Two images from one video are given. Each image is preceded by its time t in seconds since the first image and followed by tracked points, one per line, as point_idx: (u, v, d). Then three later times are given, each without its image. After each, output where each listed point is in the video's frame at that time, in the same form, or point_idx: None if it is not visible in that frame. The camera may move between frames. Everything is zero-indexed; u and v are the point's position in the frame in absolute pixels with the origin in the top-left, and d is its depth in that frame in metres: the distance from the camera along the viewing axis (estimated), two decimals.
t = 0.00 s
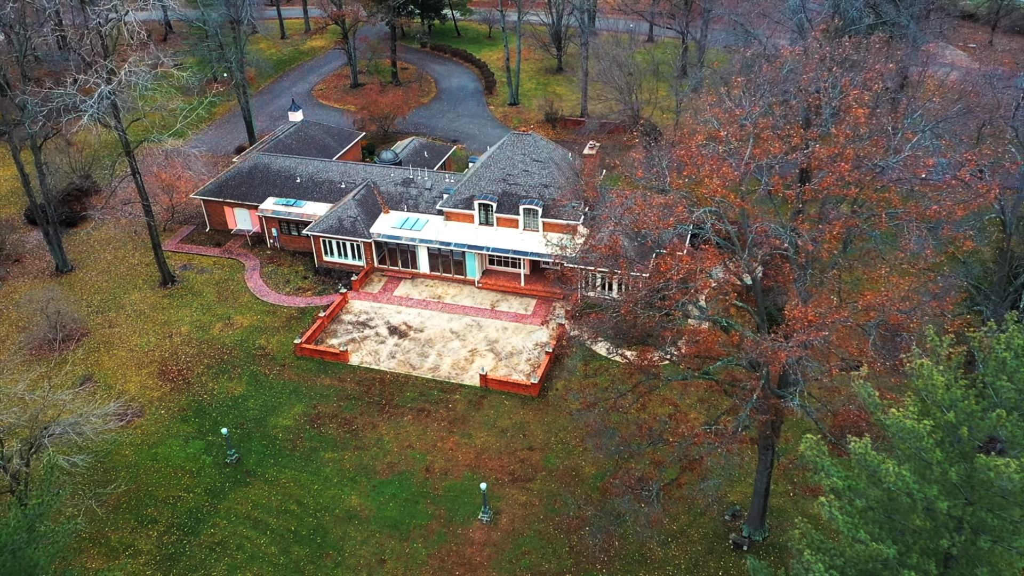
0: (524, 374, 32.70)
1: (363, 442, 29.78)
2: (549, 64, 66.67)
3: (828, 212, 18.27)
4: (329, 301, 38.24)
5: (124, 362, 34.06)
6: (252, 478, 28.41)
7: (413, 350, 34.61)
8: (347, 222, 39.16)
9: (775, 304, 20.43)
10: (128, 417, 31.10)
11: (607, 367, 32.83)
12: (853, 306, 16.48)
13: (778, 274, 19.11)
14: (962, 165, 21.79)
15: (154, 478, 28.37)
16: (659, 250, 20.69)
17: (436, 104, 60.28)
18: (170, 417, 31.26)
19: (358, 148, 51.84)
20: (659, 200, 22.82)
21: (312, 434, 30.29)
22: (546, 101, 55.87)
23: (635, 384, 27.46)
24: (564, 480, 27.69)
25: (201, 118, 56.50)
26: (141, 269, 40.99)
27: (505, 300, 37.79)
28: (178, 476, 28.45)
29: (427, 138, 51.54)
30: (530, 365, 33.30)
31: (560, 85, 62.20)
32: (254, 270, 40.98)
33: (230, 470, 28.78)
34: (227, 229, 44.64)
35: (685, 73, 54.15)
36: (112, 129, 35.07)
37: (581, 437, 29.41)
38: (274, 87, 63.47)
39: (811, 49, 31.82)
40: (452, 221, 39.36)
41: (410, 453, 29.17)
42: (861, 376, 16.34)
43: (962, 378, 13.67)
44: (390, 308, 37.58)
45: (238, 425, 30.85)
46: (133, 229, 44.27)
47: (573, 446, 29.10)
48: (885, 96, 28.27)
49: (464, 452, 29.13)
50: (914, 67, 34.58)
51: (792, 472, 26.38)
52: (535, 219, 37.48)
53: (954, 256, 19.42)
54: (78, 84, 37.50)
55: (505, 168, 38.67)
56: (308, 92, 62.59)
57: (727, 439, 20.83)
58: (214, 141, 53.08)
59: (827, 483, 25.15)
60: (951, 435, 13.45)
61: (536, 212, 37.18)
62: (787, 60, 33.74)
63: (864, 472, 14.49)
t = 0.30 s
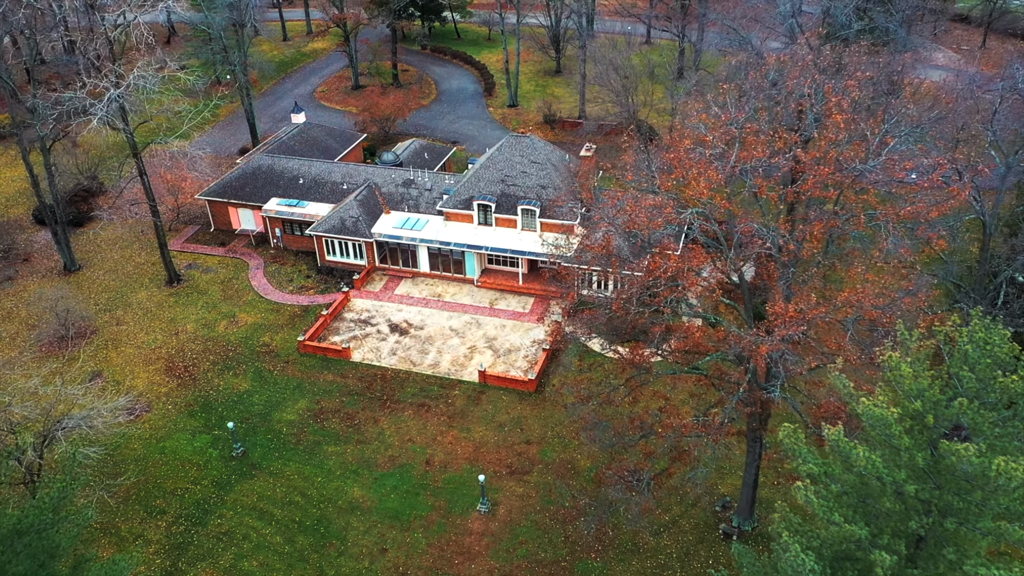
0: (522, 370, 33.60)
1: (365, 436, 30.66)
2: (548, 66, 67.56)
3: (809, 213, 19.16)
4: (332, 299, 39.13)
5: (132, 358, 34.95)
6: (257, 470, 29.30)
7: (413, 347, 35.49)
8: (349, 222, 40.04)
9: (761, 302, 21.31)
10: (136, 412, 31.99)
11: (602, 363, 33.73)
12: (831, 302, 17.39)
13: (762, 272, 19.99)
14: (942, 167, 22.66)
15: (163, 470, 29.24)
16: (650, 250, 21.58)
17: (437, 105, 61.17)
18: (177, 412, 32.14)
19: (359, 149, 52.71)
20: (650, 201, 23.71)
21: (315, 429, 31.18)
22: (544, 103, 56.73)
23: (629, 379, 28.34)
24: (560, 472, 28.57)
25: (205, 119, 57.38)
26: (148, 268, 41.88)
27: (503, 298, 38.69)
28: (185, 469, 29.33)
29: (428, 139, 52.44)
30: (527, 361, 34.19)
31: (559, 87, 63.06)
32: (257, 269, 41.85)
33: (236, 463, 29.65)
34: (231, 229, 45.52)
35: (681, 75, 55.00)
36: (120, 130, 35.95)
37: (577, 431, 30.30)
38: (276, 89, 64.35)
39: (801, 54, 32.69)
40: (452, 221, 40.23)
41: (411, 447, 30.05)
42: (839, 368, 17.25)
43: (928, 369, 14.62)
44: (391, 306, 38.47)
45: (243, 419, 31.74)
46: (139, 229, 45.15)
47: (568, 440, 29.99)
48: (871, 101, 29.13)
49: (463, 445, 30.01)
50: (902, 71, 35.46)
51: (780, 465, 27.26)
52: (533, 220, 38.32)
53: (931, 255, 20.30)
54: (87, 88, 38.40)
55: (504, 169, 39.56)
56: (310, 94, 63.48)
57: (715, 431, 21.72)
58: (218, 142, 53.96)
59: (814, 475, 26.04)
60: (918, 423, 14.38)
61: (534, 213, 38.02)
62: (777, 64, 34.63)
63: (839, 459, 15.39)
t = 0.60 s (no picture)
0: (520, 366, 34.49)
1: (367, 430, 31.54)
2: (546, 68, 68.44)
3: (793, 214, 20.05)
4: (335, 297, 40.01)
5: (140, 355, 35.83)
6: (263, 463, 30.18)
7: (414, 344, 36.37)
8: (351, 222, 40.92)
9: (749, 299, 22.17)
10: (145, 407, 32.88)
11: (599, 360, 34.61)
12: (813, 299, 18.26)
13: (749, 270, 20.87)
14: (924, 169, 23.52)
15: (171, 463, 30.12)
16: (642, 249, 22.46)
17: (437, 107, 62.05)
18: (184, 407, 33.03)
19: (361, 150, 53.61)
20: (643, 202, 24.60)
21: (319, 423, 32.07)
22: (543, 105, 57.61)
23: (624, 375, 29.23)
24: (557, 465, 29.46)
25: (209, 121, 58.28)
26: (154, 267, 42.76)
27: (502, 296, 39.59)
28: (193, 462, 30.21)
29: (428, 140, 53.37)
30: (525, 358, 35.09)
31: (557, 89, 63.93)
32: (262, 268, 42.75)
33: (242, 456, 30.55)
34: (236, 229, 46.40)
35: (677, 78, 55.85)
36: (128, 133, 36.83)
37: (573, 426, 31.17)
38: (279, 91, 65.26)
39: (791, 58, 33.57)
40: (452, 221, 41.09)
41: (412, 441, 30.93)
42: (820, 362, 18.15)
43: (899, 361, 15.59)
44: (393, 304, 39.35)
45: (249, 414, 32.64)
46: (146, 229, 46.04)
47: (565, 433, 30.88)
48: (859, 104, 30.01)
49: (463, 439, 30.90)
50: (891, 75, 36.32)
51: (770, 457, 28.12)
52: (531, 220, 39.16)
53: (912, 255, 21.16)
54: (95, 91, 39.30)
55: (502, 170, 40.93)
56: (312, 95, 64.38)
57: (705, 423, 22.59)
58: (222, 143, 54.84)
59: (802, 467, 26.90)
60: (890, 412, 15.32)
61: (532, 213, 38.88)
62: (769, 68, 35.53)
63: (818, 446, 16.29)
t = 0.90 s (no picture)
0: (519, 362, 35.42)
1: (370, 424, 32.45)
2: (545, 70, 69.34)
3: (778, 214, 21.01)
4: (338, 295, 40.92)
5: (148, 352, 36.74)
6: (269, 456, 31.09)
7: (416, 340, 37.27)
8: (354, 222, 41.83)
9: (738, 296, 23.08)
10: (153, 401, 33.78)
11: (596, 356, 35.56)
12: (796, 296, 19.19)
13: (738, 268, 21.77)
14: (908, 171, 24.38)
15: (179, 456, 31.01)
16: (636, 248, 23.36)
17: (437, 109, 62.92)
18: (192, 402, 33.93)
19: (363, 151, 54.54)
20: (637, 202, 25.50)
21: (323, 417, 32.97)
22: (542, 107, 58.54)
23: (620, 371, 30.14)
24: (554, 457, 30.35)
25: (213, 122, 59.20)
26: (161, 266, 43.66)
27: (502, 294, 40.52)
28: (201, 455, 31.11)
29: (429, 141, 54.32)
30: (524, 354, 36.02)
31: (556, 91, 64.81)
32: (266, 267, 43.66)
33: (249, 449, 31.44)
34: (240, 228, 47.29)
35: (674, 80, 56.74)
36: (137, 135, 37.78)
37: (570, 420, 32.07)
38: (282, 92, 66.17)
39: (783, 62, 34.51)
40: (452, 221, 41.98)
41: (413, 434, 31.85)
42: (803, 355, 19.07)
43: (874, 354, 16.53)
44: (394, 302, 40.26)
45: (255, 409, 33.54)
46: (152, 229, 46.92)
47: (562, 427, 31.78)
48: (849, 108, 30.86)
49: (463, 432, 31.82)
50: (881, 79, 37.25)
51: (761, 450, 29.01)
52: (530, 220, 40.04)
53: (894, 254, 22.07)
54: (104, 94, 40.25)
55: (501, 171, 42.06)
56: (315, 97, 65.31)
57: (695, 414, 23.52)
58: (226, 144, 55.75)
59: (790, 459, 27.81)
60: (867, 402, 16.25)
61: (531, 213, 39.77)
62: (762, 71, 36.41)
63: (800, 435, 17.19)
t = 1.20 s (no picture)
0: (518, 358, 36.42)
1: (373, 418, 33.44)
2: (544, 72, 70.36)
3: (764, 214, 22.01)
4: (341, 293, 41.90)
5: (157, 348, 37.71)
6: (275, 448, 32.07)
7: (417, 337, 38.26)
8: (357, 222, 42.81)
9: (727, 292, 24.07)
10: (163, 396, 34.75)
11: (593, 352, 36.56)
12: (780, 292, 20.20)
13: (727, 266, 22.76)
14: (891, 172, 25.36)
15: (188, 449, 31.98)
16: (630, 246, 24.36)
17: (438, 110, 63.93)
18: (200, 396, 34.90)
19: (365, 153, 55.55)
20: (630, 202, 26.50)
21: (328, 411, 33.95)
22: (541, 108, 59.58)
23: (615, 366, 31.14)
24: (552, 450, 31.34)
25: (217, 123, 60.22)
26: (168, 264, 44.65)
27: (501, 292, 41.51)
28: (209, 447, 32.09)
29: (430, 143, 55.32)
30: (523, 350, 37.02)
31: (555, 92, 65.82)
32: (271, 265, 44.65)
33: (256, 442, 32.42)
34: (245, 228, 48.29)
35: (670, 83, 57.75)
36: (146, 137, 38.77)
37: (567, 413, 33.06)
38: (284, 94, 67.16)
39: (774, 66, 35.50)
40: (453, 221, 42.98)
41: (415, 427, 32.83)
42: (786, 348, 20.07)
43: (851, 345, 17.54)
44: (397, 300, 41.25)
45: (261, 403, 34.52)
46: (159, 228, 47.90)
47: (560, 421, 32.78)
48: (837, 111, 31.88)
49: (463, 425, 32.82)
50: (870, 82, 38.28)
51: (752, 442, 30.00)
52: (529, 219, 41.02)
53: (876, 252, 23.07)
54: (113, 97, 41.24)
55: (501, 172, 43.04)
56: (317, 98, 66.32)
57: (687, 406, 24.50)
58: (230, 145, 56.75)
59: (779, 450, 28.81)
60: (844, 390, 17.25)
61: (529, 213, 40.76)
62: (754, 74, 37.42)
63: (782, 423, 18.19)
